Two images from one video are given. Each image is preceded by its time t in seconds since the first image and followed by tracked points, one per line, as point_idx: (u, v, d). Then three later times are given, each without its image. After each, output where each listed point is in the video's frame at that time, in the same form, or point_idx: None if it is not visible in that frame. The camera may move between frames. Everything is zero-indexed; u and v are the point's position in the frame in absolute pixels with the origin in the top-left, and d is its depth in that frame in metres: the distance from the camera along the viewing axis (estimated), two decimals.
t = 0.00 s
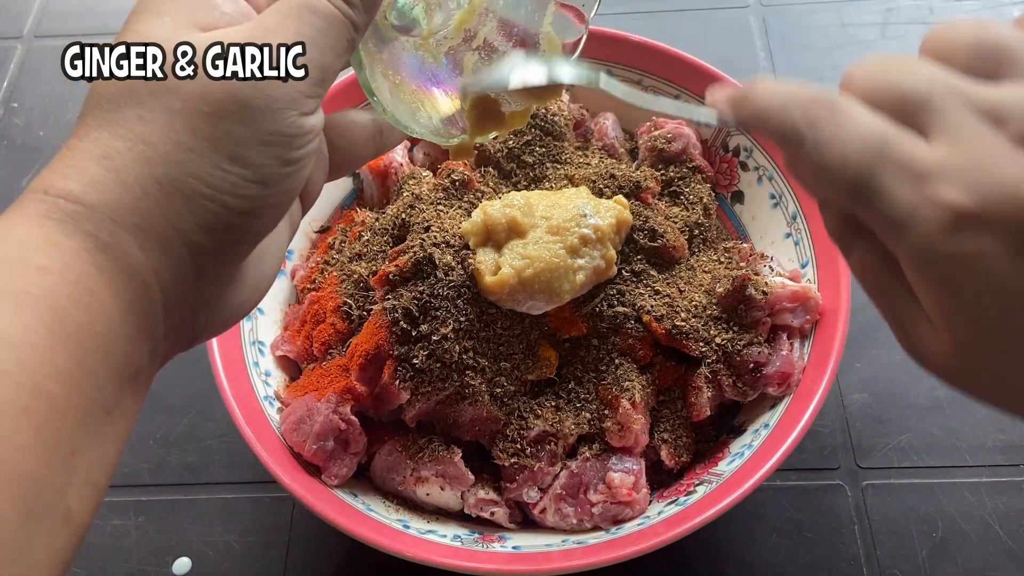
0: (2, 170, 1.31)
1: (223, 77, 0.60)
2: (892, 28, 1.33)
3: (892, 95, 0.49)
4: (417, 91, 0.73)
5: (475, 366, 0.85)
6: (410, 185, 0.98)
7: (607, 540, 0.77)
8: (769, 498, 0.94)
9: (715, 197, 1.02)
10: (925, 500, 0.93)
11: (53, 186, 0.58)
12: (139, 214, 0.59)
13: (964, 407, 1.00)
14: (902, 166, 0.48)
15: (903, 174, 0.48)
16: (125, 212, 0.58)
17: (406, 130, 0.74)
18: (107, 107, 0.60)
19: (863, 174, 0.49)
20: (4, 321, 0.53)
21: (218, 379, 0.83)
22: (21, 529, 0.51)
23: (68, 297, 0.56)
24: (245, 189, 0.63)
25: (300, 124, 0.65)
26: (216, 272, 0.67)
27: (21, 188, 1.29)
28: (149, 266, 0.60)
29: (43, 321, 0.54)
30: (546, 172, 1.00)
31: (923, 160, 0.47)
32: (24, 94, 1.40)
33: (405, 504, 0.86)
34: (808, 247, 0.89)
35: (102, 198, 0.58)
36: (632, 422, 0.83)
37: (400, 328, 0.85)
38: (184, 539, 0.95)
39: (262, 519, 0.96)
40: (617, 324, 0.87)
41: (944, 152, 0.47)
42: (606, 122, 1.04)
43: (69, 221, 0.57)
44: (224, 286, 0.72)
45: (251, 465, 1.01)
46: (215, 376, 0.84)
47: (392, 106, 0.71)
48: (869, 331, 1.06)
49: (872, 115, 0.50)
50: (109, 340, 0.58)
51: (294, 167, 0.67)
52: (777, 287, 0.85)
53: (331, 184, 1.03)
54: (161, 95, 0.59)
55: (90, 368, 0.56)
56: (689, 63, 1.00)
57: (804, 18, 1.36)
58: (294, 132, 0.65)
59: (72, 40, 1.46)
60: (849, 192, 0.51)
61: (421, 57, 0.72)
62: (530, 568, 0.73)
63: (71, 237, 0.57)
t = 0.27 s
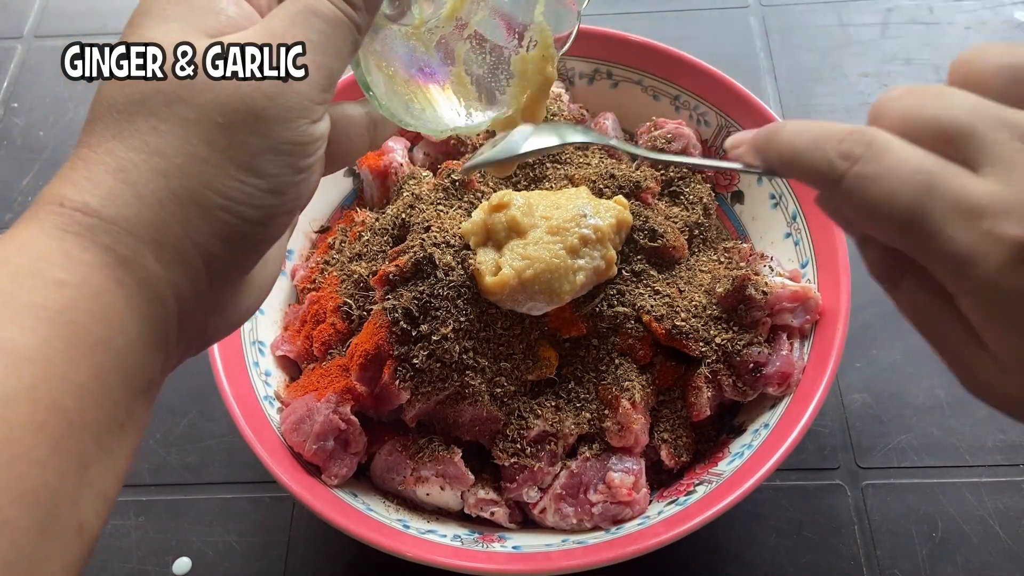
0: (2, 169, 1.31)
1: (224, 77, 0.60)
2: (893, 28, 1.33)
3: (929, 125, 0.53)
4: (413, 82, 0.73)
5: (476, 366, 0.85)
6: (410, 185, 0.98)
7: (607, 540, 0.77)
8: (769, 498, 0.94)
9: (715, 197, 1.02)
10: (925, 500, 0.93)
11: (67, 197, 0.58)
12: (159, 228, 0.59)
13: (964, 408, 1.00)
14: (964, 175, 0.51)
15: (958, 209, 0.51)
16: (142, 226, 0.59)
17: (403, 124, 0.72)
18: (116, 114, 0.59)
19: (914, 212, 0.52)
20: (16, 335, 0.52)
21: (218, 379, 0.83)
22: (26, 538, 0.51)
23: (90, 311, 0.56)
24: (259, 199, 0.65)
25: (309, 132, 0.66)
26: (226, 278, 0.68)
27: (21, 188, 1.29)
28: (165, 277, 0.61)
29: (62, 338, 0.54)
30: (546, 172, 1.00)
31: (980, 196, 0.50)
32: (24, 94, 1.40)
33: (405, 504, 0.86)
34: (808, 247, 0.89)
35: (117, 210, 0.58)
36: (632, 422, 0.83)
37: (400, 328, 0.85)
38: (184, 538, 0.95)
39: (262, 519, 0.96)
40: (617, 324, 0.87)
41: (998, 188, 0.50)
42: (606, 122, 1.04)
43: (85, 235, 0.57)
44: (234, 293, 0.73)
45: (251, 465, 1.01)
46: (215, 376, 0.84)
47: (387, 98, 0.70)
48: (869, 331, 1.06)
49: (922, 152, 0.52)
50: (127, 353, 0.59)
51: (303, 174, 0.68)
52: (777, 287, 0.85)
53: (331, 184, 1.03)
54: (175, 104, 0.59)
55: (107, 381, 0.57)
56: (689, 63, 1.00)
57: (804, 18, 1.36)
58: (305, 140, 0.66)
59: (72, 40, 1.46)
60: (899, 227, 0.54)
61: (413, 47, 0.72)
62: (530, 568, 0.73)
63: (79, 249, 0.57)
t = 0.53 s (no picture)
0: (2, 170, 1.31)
1: (224, 77, 0.60)
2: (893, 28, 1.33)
3: (979, 72, 0.53)
4: (399, 70, 0.73)
5: (476, 366, 0.85)
6: (410, 185, 0.98)
7: (607, 540, 0.77)
8: (769, 498, 0.94)
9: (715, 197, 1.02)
10: (925, 499, 0.93)
11: (58, 198, 0.58)
12: (147, 227, 0.59)
13: (964, 407, 0.99)
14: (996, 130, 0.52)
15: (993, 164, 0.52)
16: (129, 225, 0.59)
17: (392, 115, 0.72)
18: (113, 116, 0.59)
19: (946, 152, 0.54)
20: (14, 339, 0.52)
21: (218, 379, 0.83)
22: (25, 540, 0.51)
23: (76, 313, 0.56)
24: (252, 198, 0.65)
25: (302, 129, 0.65)
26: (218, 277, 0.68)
27: (21, 188, 1.29)
28: (155, 277, 0.61)
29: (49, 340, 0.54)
30: (547, 172, 1.00)
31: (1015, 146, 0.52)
32: (24, 94, 1.40)
33: (405, 504, 0.86)
34: (808, 247, 0.89)
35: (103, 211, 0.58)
36: (632, 422, 0.83)
37: (400, 328, 0.85)
38: (184, 539, 0.95)
39: (262, 519, 0.96)
40: (617, 324, 0.87)
41: None
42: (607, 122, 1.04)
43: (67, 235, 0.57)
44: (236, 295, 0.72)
45: (251, 465, 1.01)
46: (215, 376, 0.84)
47: (376, 89, 0.69)
48: (869, 331, 1.06)
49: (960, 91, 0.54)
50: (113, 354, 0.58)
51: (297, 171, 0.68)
52: (777, 287, 0.85)
53: (331, 184, 1.03)
54: (170, 103, 0.59)
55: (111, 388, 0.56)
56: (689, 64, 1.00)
57: (804, 17, 1.36)
58: (299, 138, 0.66)
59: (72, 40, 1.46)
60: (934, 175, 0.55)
61: (399, 36, 0.72)
62: (530, 568, 0.73)
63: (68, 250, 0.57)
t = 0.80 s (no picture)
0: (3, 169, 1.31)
1: (224, 77, 0.60)
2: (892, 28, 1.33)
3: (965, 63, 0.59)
4: (375, 60, 0.68)
5: (476, 367, 0.85)
6: (410, 185, 0.98)
7: (607, 540, 0.77)
8: (769, 498, 0.94)
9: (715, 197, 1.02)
10: (925, 500, 0.93)
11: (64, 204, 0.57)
12: (103, 220, 0.57)
13: (964, 407, 0.99)
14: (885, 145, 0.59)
15: None
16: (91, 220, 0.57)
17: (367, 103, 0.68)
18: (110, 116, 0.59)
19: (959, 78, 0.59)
20: None
21: (218, 379, 0.83)
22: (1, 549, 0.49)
23: (35, 309, 0.54)
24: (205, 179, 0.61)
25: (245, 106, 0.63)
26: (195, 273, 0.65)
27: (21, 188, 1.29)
28: (118, 271, 0.58)
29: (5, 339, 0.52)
30: (547, 172, 1.00)
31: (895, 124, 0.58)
32: (24, 94, 1.40)
33: (405, 504, 0.86)
34: (808, 247, 0.89)
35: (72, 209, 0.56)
36: (632, 422, 0.83)
37: (400, 328, 0.85)
38: (184, 539, 0.95)
39: (261, 519, 0.96)
40: (617, 324, 0.87)
41: None
42: (608, 122, 1.04)
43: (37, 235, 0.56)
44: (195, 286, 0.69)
45: (251, 465, 1.01)
46: (215, 376, 0.84)
47: (345, 77, 0.66)
48: (869, 331, 1.06)
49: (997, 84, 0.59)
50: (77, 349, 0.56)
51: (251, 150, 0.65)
52: (777, 286, 0.85)
53: (331, 184, 1.03)
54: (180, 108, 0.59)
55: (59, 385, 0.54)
56: (689, 63, 1.00)
57: (804, 18, 1.36)
58: (248, 117, 0.64)
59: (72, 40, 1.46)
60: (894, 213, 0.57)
61: (374, 28, 0.69)
62: (530, 568, 0.73)
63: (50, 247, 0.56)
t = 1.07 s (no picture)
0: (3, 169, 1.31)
1: (223, 76, 0.68)
2: (892, 28, 1.33)
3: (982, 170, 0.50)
4: (335, 37, 0.73)
5: (476, 367, 0.85)
6: (410, 185, 0.98)
7: (607, 540, 0.77)
8: (769, 498, 0.94)
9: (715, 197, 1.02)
10: (925, 499, 0.93)
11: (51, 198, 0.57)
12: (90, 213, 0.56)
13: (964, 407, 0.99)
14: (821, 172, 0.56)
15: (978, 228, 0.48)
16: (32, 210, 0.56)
17: (339, 77, 0.72)
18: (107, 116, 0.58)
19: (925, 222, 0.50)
20: None
21: (218, 379, 0.83)
22: None
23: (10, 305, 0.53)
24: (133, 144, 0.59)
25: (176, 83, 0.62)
26: (153, 254, 0.65)
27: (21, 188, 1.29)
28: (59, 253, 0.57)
29: None
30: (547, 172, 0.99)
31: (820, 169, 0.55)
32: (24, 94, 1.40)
33: (405, 504, 0.86)
34: (808, 248, 0.89)
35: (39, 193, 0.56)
36: (633, 422, 0.83)
37: (400, 328, 0.85)
38: (184, 539, 0.95)
39: (262, 519, 0.96)
40: (617, 324, 0.87)
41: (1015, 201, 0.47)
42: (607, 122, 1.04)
43: None
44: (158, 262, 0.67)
45: (251, 465, 1.01)
46: (215, 375, 0.84)
47: (315, 56, 0.71)
48: (870, 331, 1.06)
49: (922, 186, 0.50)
50: (35, 332, 0.55)
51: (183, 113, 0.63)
52: (777, 286, 0.85)
53: (331, 184, 1.03)
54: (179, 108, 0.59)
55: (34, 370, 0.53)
56: (689, 63, 1.00)
57: (804, 18, 1.36)
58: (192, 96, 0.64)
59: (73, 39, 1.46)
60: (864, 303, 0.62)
61: (328, 6, 0.72)
62: (530, 568, 0.73)
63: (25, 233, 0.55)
